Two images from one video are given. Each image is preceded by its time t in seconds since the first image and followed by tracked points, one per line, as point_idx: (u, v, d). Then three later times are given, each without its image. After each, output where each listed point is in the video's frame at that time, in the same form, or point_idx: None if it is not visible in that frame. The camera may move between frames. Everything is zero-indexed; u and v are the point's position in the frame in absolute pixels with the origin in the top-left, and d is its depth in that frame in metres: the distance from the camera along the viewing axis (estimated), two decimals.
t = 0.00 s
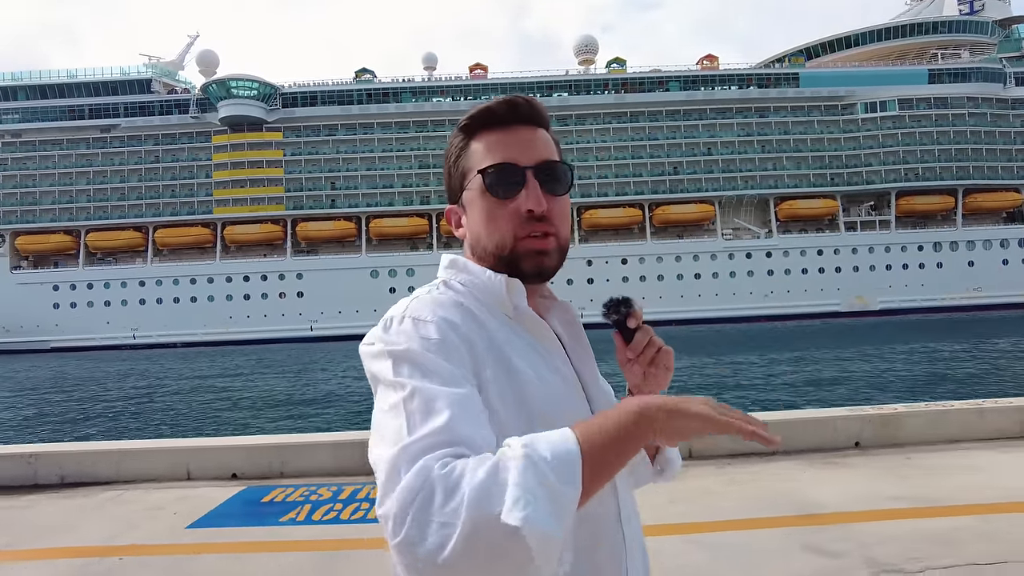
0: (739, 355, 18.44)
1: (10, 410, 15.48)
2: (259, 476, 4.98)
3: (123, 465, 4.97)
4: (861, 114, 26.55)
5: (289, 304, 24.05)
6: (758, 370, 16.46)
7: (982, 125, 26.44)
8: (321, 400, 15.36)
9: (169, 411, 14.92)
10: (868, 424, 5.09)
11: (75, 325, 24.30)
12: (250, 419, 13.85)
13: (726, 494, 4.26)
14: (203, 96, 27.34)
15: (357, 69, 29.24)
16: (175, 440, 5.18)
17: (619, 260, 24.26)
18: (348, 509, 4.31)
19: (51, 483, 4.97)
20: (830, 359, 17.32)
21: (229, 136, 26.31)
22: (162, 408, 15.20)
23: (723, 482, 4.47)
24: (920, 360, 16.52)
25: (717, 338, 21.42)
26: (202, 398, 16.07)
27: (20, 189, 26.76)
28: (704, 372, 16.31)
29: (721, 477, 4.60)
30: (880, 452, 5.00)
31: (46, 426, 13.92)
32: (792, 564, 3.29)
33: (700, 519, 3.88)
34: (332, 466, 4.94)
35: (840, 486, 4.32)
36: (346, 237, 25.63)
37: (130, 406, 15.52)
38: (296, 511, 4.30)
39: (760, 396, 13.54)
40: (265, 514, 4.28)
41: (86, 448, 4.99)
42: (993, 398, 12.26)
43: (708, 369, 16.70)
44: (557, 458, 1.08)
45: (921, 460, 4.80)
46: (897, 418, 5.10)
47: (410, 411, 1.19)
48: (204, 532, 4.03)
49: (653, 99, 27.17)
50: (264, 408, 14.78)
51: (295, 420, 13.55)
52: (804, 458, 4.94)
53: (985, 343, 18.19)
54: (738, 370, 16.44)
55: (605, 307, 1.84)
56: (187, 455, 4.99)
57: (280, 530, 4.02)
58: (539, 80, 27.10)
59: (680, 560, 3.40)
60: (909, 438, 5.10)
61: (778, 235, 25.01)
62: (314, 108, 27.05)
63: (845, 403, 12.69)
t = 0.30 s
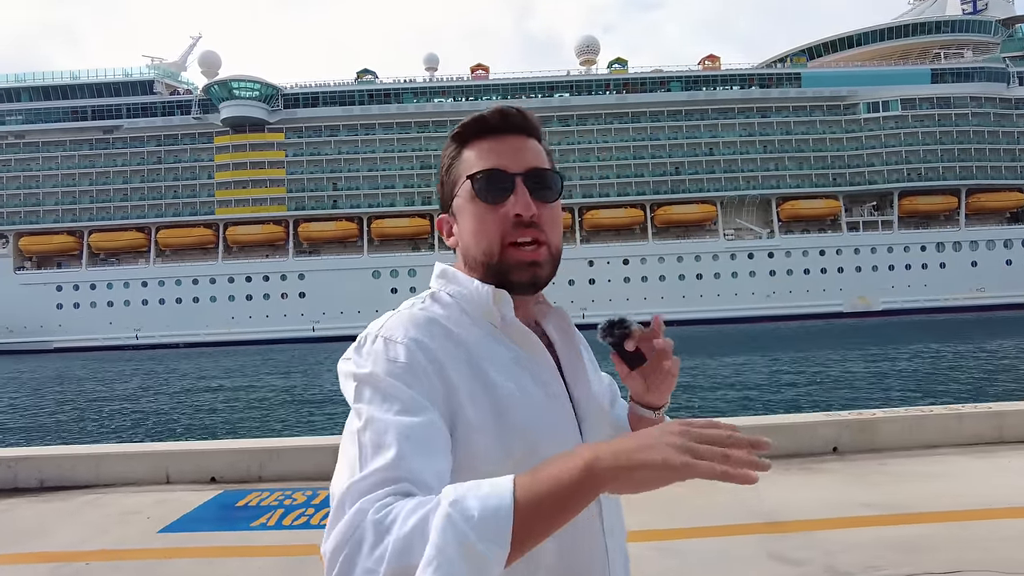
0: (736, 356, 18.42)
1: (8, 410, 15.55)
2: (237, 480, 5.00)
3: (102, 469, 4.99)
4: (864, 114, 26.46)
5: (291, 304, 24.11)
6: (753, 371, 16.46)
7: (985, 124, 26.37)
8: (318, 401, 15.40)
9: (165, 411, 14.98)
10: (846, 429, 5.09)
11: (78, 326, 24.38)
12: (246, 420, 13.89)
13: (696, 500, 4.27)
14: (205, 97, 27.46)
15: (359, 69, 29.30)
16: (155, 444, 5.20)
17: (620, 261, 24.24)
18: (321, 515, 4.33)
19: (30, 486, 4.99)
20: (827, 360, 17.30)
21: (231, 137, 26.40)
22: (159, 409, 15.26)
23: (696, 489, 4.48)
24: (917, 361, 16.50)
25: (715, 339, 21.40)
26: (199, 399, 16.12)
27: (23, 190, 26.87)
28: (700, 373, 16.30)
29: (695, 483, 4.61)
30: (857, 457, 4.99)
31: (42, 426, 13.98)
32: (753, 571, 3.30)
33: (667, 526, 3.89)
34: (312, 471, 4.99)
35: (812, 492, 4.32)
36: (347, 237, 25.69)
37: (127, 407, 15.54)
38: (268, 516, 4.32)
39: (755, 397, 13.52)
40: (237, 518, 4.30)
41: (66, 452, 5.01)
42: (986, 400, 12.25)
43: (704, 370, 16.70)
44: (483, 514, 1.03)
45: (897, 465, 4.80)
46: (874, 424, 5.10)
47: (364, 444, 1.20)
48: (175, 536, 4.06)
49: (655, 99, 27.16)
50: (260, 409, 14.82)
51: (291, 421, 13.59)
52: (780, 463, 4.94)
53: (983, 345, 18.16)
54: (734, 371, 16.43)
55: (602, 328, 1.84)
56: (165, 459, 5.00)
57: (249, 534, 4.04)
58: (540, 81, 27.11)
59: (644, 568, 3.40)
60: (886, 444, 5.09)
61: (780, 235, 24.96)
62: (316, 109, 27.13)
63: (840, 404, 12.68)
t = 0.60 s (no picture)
0: (734, 356, 18.40)
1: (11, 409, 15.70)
2: (219, 477, 5.05)
3: (85, 466, 5.08)
4: (869, 113, 26.36)
5: (294, 304, 24.20)
6: (750, 370, 16.44)
7: (991, 123, 26.22)
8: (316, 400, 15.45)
9: (165, 410, 15.07)
10: (828, 427, 5.07)
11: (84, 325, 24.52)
12: (245, 418, 13.95)
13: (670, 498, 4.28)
14: (209, 98, 27.56)
15: (362, 69, 29.34)
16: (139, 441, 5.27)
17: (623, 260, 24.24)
18: (295, 512, 4.36)
19: (16, 484, 5.11)
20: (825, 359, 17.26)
21: (235, 137, 26.36)
22: (159, 407, 15.36)
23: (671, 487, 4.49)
24: (915, 360, 16.44)
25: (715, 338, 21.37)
26: (199, 398, 16.22)
27: (29, 190, 27.08)
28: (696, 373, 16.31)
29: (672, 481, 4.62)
30: (839, 456, 4.97)
31: (42, 425, 14.10)
32: (717, 569, 3.32)
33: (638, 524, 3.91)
34: (291, 469, 4.98)
35: (787, 491, 4.32)
36: (351, 237, 25.73)
37: (127, 405, 15.65)
38: (243, 513, 4.37)
39: (753, 396, 13.50)
40: (212, 515, 4.35)
41: (50, 450, 5.12)
42: (985, 399, 12.19)
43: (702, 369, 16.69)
44: None
45: (876, 464, 4.78)
46: (857, 422, 5.08)
47: (321, 510, 1.24)
48: (150, 533, 4.12)
49: (659, 98, 27.12)
50: (258, 408, 14.90)
51: (290, 419, 13.64)
52: (760, 462, 4.94)
53: (984, 344, 18.07)
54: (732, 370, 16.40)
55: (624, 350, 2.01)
56: (148, 456, 5.09)
57: (222, 531, 4.09)
58: (543, 80, 27.12)
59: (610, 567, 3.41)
60: (869, 443, 5.06)
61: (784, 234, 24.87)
62: (319, 109, 27.21)
63: (838, 403, 12.64)
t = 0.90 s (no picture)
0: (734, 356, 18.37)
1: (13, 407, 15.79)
2: (200, 477, 5.07)
3: (68, 466, 5.10)
4: (874, 112, 26.26)
5: (298, 303, 24.28)
6: (749, 370, 16.41)
7: (998, 122, 26.11)
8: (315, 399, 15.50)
9: (166, 408, 15.16)
10: (810, 431, 5.02)
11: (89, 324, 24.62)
12: (244, 417, 13.99)
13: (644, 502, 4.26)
14: (213, 97, 27.65)
15: (366, 69, 29.36)
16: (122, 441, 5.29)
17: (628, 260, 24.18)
18: (271, 513, 4.36)
19: None
20: (825, 360, 17.21)
21: (240, 137, 26.56)
22: (158, 405, 15.42)
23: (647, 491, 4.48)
24: (916, 362, 16.40)
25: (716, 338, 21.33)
26: (200, 396, 16.31)
27: (35, 189, 27.22)
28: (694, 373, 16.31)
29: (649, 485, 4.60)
30: (819, 460, 4.94)
31: (42, 424, 14.18)
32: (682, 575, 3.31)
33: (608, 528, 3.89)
34: (272, 470, 5.01)
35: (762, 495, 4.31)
36: (355, 237, 25.77)
37: (128, 403, 15.73)
38: (218, 513, 4.38)
39: (751, 397, 13.46)
40: (188, 516, 4.38)
41: (33, 450, 5.13)
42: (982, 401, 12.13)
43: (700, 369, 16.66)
44: None
45: (856, 469, 4.75)
46: (840, 427, 5.03)
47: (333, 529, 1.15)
48: (125, 534, 4.15)
49: (663, 98, 27.06)
50: (257, 407, 14.94)
51: (288, 418, 13.67)
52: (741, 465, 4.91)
53: (985, 345, 18.02)
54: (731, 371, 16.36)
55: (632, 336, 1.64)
56: (130, 456, 5.09)
57: (196, 533, 4.11)
58: (547, 80, 27.11)
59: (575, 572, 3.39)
60: (849, 447, 5.03)
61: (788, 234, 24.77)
62: (323, 108, 27.26)
63: (835, 404, 12.59)
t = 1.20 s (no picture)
0: (729, 357, 18.36)
1: (12, 406, 15.85)
2: (180, 476, 5.09)
3: (51, 464, 5.14)
4: (877, 112, 26.22)
5: (300, 302, 24.35)
6: (745, 370, 16.38)
7: (1002, 122, 26.06)
8: (312, 399, 15.52)
9: (163, 407, 15.20)
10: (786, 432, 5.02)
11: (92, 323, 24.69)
12: (241, 417, 14.01)
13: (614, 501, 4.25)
14: (216, 97, 27.73)
15: (368, 69, 29.41)
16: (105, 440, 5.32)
17: (629, 260, 24.15)
18: (245, 511, 4.38)
19: None
20: (821, 360, 17.19)
21: (242, 139, 26.19)
22: (155, 405, 15.47)
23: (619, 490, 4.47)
24: (913, 362, 16.38)
25: (714, 339, 21.31)
26: (197, 396, 16.37)
27: (38, 190, 27.33)
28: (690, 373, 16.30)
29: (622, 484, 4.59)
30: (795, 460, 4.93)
31: (39, 423, 14.22)
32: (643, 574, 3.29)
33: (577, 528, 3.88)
34: (252, 468, 5.03)
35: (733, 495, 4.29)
36: (357, 237, 25.78)
37: (126, 403, 15.78)
38: (193, 512, 4.39)
39: (746, 397, 13.44)
40: (163, 513, 4.38)
41: (17, 449, 5.17)
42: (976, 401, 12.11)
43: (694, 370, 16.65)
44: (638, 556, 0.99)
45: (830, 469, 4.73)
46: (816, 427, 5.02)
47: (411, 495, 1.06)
48: (99, 531, 4.15)
49: (665, 97, 27.04)
50: (253, 406, 14.97)
51: (285, 418, 13.69)
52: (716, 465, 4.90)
53: (983, 345, 17.98)
54: (728, 371, 16.35)
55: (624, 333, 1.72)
56: (112, 455, 5.13)
57: (168, 530, 4.12)
58: (548, 80, 27.12)
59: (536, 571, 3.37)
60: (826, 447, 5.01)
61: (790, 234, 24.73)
62: (325, 108, 27.32)
63: (830, 404, 12.56)
